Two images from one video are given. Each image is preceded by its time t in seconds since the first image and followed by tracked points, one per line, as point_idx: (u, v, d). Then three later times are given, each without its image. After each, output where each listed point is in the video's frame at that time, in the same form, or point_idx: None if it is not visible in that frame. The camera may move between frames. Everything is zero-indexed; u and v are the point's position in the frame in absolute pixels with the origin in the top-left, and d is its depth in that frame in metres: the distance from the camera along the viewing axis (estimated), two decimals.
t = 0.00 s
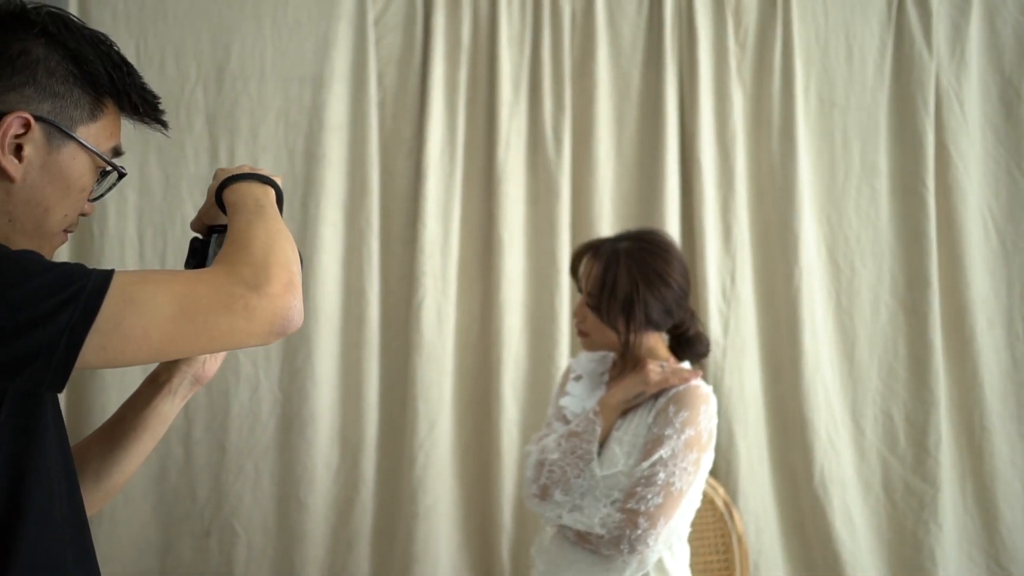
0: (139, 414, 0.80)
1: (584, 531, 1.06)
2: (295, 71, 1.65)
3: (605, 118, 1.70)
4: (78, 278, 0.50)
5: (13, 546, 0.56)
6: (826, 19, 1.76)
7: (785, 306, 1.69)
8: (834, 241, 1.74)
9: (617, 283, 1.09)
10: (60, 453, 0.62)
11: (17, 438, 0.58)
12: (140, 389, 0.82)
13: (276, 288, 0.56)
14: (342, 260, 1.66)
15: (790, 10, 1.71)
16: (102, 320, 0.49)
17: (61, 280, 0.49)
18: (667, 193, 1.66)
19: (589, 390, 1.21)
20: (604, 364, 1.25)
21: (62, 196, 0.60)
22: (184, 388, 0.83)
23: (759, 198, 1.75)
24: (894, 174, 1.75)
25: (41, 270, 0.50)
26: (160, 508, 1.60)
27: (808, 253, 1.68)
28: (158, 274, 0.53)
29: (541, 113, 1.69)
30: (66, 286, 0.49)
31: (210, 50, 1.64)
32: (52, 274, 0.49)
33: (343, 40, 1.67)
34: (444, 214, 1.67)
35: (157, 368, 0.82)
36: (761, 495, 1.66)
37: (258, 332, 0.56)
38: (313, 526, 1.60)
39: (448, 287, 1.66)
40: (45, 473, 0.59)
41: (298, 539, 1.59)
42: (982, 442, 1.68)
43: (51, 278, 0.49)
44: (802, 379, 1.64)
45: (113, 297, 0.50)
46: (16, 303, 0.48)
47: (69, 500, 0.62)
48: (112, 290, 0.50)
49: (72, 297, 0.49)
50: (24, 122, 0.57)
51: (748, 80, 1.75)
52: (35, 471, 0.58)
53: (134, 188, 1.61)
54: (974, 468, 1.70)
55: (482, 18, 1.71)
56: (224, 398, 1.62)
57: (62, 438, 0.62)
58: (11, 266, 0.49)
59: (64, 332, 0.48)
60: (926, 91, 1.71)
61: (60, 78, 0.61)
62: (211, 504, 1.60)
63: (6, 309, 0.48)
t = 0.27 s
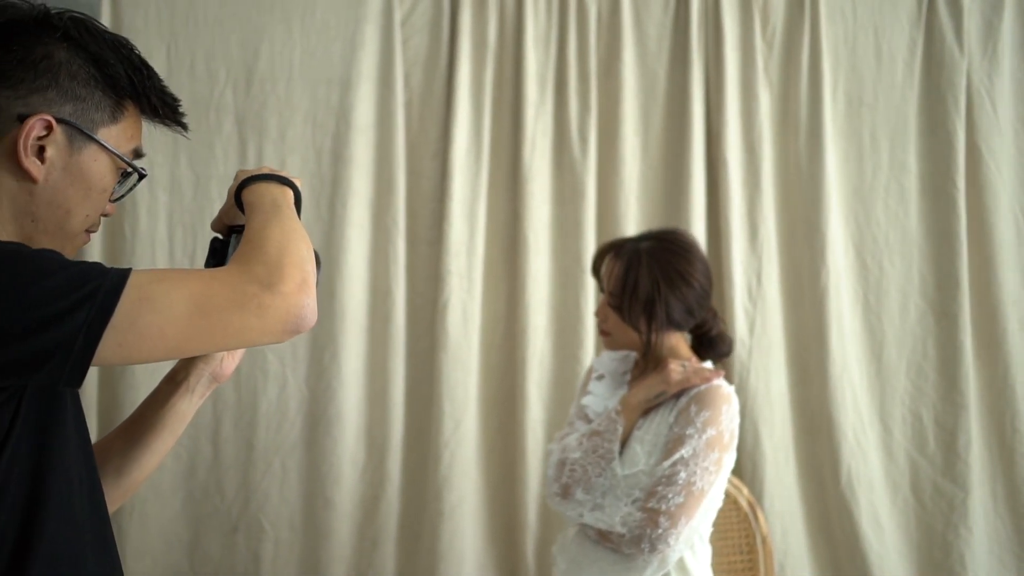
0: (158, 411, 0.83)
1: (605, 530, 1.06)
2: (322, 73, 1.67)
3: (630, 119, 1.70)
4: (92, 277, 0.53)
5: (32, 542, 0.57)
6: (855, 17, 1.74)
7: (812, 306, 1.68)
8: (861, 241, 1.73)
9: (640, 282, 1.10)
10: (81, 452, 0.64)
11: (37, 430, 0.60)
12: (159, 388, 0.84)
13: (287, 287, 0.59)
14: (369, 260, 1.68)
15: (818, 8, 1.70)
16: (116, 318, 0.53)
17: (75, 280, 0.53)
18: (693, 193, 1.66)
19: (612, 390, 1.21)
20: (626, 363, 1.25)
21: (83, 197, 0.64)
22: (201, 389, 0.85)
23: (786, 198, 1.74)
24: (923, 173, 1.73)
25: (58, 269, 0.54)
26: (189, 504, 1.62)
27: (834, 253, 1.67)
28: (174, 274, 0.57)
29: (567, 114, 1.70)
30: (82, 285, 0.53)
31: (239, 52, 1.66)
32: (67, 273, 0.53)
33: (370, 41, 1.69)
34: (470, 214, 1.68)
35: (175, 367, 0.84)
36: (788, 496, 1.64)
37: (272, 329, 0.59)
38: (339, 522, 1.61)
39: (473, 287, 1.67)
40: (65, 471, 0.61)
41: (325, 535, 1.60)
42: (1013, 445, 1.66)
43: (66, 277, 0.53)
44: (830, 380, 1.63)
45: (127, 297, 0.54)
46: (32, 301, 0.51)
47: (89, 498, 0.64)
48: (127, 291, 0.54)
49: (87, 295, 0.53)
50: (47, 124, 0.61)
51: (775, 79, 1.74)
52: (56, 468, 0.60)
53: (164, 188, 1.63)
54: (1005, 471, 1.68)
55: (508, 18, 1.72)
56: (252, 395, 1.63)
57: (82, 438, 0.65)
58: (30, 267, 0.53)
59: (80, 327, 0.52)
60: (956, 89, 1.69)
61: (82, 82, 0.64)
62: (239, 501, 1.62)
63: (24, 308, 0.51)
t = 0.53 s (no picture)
0: (185, 409, 0.84)
1: (631, 529, 1.06)
2: (353, 73, 1.68)
3: (660, 118, 1.70)
4: (121, 276, 0.55)
5: (60, 540, 0.59)
6: (888, 14, 1.73)
7: (844, 306, 1.67)
8: (895, 241, 1.71)
9: (666, 282, 1.10)
10: (112, 450, 0.65)
11: (68, 426, 0.61)
12: (188, 385, 0.86)
13: (311, 287, 0.60)
14: (399, 259, 1.69)
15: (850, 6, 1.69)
16: (145, 317, 0.55)
17: (105, 279, 0.55)
18: (723, 192, 1.65)
19: (638, 389, 1.21)
20: (653, 363, 1.26)
21: (114, 197, 0.66)
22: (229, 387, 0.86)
23: (817, 197, 1.73)
24: (958, 172, 1.71)
25: (88, 268, 0.55)
26: (221, 499, 1.64)
27: (867, 252, 1.65)
28: (200, 274, 0.58)
29: (596, 114, 1.70)
30: (111, 285, 0.54)
31: (272, 53, 1.68)
32: (96, 272, 0.55)
33: (401, 41, 1.70)
34: (499, 213, 1.69)
35: (203, 365, 0.85)
36: (818, 497, 1.63)
37: (296, 328, 0.60)
38: (369, 519, 1.63)
39: (502, 286, 1.67)
40: (95, 470, 0.62)
41: (355, 531, 1.62)
42: None
43: (95, 276, 0.54)
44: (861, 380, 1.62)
45: (154, 297, 0.56)
46: (64, 300, 0.53)
47: (119, 496, 0.65)
48: (155, 291, 0.56)
49: (116, 295, 0.54)
50: (78, 127, 0.63)
51: (806, 77, 1.73)
52: (85, 468, 0.61)
53: (198, 188, 1.65)
54: None
55: (538, 18, 1.72)
56: (284, 393, 1.65)
57: (114, 436, 0.66)
58: (60, 267, 0.54)
59: (109, 326, 0.54)
60: (992, 87, 1.67)
61: (114, 85, 0.66)
62: (270, 498, 1.64)
63: (56, 307, 0.53)
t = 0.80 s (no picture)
0: (214, 406, 0.86)
1: (657, 528, 1.06)
2: (384, 75, 1.70)
3: (690, 117, 1.70)
4: (148, 277, 0.56)
5: (90, 536, 0.61)
6: (921, 11, 1.70)
7: (875, 307, 1.65)
8: (928, 242, 1.69)
9: (693, 282, 1.10)
10: (141, 448, 0.67)
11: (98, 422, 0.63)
12: (218, 381, 0.87)
13: (336, 287, 0.62)
14: (429, 259, 1.71)
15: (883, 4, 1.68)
16: (172, 316, 0.56)
17: (134, 279, 0.56)
18: (752, 191, 1.65)
19: (664, 389, 1.21)
20: (679, 362, 1.25)
21: (144, 198, 0.67)
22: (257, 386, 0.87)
23: (848, 197, 1.71)
24: (992, 171, 1.69)
25: (117, 268, 0.56)
26: (252, 496, 1.66)
27: (899, 252, 1.64)
28: (228, 273, 0.60)
29: (626, 114, 1.70)
30: (140, 285, 0.56)
31: (303, 55, 1.70)
32: (125, 272, 0.56)
33: (431, 43, 1.71)
34: (528, 213, 1.69)
35: (231, 363, 0.87)
36: (849, 499, 1.62)
37: (321, 327, 0.62)
38: (399, 517, 1.64)
39: (531, 286, 1.68)
40: (124, 470, 0.64)
41: (384, 529, 1.63)
42: None
43: (124, 276, 0.56)
44: (893, 381, 1.61)
45: (183, 296, 0.57)
46: (94, 300, 0.54)
47: (146, 494, 0.67)
48: (183, 290, 0.57)
49: (144, 295, 0.56)
50: (109, 129, 0.64)
51: (838, 76, 1.72)
52: (115, 465, 0.63)
53: (231, 189, 1.68)
54: None
55: (567, 18, 1.73)
56: (314, 391, 1.67)
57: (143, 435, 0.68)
58: (91, 266, 0.56)
59: (138, 325, 0.55)
60: None
61: (144, 88, 0.67)
62: (302, 495, 1.66)
63: (86, 306, 0.54)
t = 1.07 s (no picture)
0: (251, 389, 0.88)
1: (685, 526, 1.07)
2: (414, 74, 1.71)
3: (720, 116, 1.69)
4: (178, 265, 0.59)
5: (125, 522, 0.63)
6: (955, 6, 1.69)
7: (908, 305, 1.64)
8: (961, 239, 1.67)
9: (721, 281, 1.10)
10: (177, 440, 0.69)
11: (132, 412, 0.65)
12: (254, 364, 0.89)
13: (362, 268, 0.63)
14: (459, 257, 1.72)
15: None
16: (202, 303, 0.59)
17: (164, 269, 0.58)
18: (782, 190, 1.64)
19: (692, 387, 1.22)
20: (707, 361, 1.25)
21: (173, 189, 0.69)
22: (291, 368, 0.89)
23: (880, 194, 1.70)
24: None
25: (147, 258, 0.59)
26: (284, 492, 1.69)
27: (932, 250, 1.63)
28: (259, 259, 0.62)
29: (655, 113, 1.70)
30: (169, 274, 0.58)
31: (335, 56, 1.72)
32: (155, 262, 0.58)
33: (461, 43, 1.72)
34: (558, 212, 1.70)
35: (265, 346, 0.88)
36: (881, 499, 1.61)
37: (349, 309, 0.63)
38: (429, 514, 1.65)
39: (561, 284, 1.69)
40: (159, 463, 0.66)
41: (414, 525, 1.65)
42: None
43: (154, 266, 0.58)
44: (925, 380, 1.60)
45: (213, 283, 0.59)
46: (125, 290, 0.57)
47: (181, 486, 0.68)
48: (213, 278, 0.59)
49: (174, 283, 0.58)
50: (134, 125, 0.66)
51: (870, 73, 1.70)
52: (150, 455, 0.65)
53: (264, 189, 1.70)
54: None
55: (597, 17, 1.73)
56: (346, 389, 1.69)
57: (178, 427, 0.70)
58: (121, 258, 0.58)
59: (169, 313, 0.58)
60: None
61: (165, 82, 0.69)
62: (333, 491, 1.68)
63: (118, 297, 0.57)
